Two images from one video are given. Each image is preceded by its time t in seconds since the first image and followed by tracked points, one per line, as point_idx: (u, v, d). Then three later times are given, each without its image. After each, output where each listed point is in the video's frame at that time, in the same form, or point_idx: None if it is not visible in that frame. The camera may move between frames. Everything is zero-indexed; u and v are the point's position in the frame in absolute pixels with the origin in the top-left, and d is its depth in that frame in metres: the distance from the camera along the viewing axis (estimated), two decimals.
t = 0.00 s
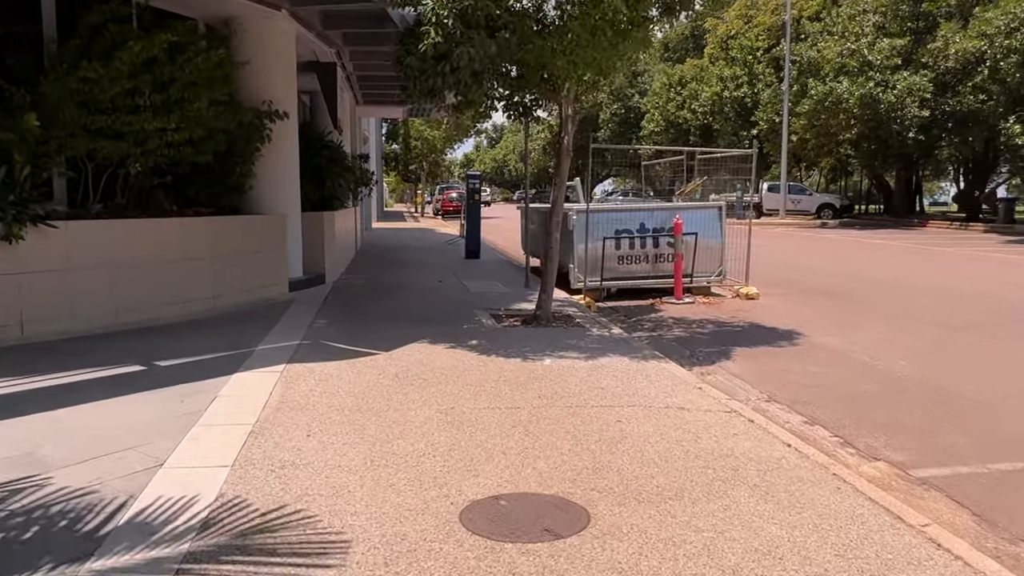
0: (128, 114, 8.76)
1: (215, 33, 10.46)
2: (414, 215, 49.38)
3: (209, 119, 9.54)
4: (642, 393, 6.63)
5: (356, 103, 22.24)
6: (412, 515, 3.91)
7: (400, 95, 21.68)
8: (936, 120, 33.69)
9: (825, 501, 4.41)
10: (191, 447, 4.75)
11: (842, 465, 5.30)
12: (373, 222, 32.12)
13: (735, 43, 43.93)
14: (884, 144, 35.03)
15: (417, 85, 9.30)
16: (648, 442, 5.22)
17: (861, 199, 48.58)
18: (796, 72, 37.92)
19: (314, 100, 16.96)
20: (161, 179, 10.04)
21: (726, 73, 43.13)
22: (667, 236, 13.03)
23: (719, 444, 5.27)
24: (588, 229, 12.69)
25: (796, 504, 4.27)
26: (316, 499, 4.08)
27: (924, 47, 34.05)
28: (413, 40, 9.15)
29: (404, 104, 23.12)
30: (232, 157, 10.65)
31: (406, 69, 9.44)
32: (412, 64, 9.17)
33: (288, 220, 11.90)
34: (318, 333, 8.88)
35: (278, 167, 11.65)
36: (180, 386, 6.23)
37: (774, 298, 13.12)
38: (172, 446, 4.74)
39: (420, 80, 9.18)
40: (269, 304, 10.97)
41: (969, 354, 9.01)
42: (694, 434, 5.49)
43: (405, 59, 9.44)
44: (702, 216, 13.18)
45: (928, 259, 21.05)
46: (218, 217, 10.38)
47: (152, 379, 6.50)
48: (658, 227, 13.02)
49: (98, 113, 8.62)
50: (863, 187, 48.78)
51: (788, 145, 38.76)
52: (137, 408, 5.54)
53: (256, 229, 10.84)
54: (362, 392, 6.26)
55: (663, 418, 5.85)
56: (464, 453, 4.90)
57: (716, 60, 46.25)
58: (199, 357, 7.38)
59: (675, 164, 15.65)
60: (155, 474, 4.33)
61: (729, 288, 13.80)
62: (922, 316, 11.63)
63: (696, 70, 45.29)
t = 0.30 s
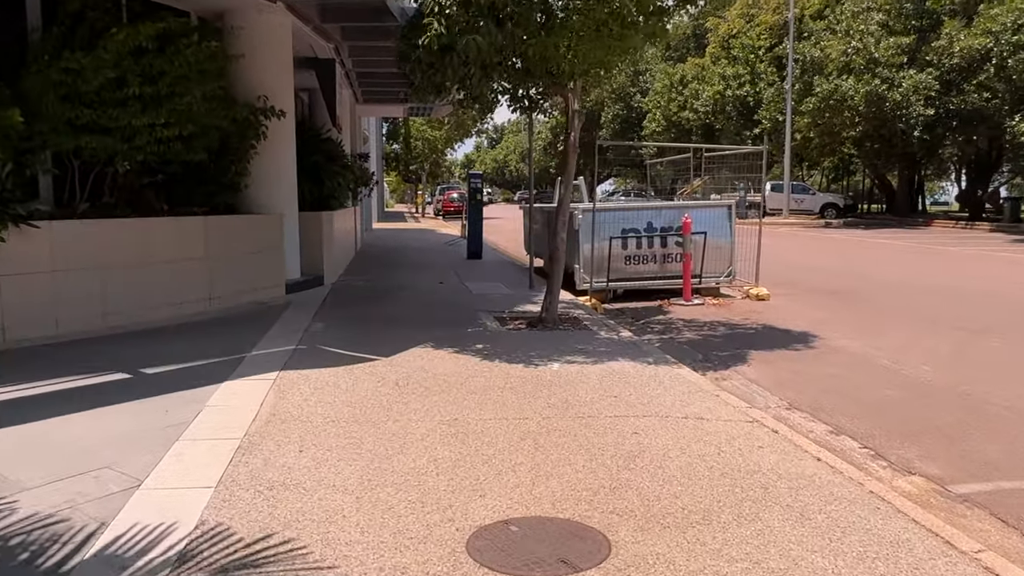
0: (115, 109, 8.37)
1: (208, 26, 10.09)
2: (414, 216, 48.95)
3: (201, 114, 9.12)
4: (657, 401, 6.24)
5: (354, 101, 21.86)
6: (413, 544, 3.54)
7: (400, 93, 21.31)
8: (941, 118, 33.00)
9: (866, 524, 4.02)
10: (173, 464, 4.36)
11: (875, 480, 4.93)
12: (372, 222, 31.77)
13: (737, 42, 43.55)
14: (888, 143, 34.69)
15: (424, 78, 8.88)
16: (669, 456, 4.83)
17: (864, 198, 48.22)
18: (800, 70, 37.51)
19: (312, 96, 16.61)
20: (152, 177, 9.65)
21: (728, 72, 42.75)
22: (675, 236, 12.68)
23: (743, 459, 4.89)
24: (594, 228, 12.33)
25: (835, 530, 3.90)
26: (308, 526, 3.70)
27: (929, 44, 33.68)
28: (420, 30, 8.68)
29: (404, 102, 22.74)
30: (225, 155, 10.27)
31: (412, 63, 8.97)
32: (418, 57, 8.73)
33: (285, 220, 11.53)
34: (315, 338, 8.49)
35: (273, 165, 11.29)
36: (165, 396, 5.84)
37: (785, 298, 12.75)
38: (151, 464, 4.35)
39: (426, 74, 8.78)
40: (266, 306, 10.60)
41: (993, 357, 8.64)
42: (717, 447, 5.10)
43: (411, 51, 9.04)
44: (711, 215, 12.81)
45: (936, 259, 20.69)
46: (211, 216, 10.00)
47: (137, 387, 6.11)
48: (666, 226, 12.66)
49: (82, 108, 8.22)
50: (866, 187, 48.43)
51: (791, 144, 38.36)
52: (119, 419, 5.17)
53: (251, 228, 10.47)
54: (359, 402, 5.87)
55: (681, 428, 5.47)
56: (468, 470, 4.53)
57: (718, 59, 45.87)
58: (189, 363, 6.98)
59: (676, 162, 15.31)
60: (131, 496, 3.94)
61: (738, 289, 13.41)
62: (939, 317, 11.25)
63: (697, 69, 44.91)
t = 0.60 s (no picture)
0: (100, 103, 8.04)
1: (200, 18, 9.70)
2: (415, 211, 48.56)
3: (191, 109, 8.78)
4: (673, 415, 5.84)
5: (354, 96, 21.47)
6: None
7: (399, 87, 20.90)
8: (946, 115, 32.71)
9: (909, 562, 3.65)
10: (147, 495, 3.99)
11: (912, 506, 4.55)
12: (372, 218, 31.38)
13: (741, 36, 43.09)
14: (894, 138, 34.26)
15: (426, 69, 8.46)
16: (689, 482, 4.44)
17: (868, 194, 47.75)
18: (805, 65, 37.06)
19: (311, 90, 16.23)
20: (140, 175, 9.30)
21: (732, 67, 42.30)
22: (683, 235, 12.36)
23: (769, 484, 4.52)
24: (600, 227, 11.98)
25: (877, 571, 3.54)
26: (294, 569, 3.33)
27: (936, 39, 33.23)
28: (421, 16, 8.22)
29: (404, 97, 22.34)
30: (217, 152, 9.91)
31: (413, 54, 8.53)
32: (419, 45, 8.27)
33: (281, 219, 11.16)
34: (310, 343, 8.12)
35: (268, 162, 10.91)
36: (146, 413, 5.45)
37: (797, 300, 12.36)
38: (124, 495, 3.98)
39: (429, 66, 8.37)
40: (260, 308, 10.24)
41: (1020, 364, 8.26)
42: (740, 471, 4.70)
43: (411, 40, 8.62)
44: (720, 214, 12.45)
45: (947, 257, 20.30)
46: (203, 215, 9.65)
47: (118, 400, 5.73)
48: (674, 225, 12.33)
49: (65, 103, 7.89)
50: (870, 183, 47.99)
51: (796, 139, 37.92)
52: (96, 438, 4.81)
53: (244, 228, 10.10)
54: (355, 418, 5.50)
55: (700, 448, 5.10)
56: (472, 499, 4.16)
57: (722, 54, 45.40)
58: (175, 373, 6.60)
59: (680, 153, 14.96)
60: (100, 532, 3.58)
61: (748, 290, 13.03)
62: (958, 319, 10.86)
63: (700, 64, 44.33)
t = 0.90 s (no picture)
0: (85, 96, 7.64)
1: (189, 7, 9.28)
2: (411, 210, 48.08)
3: (179, 103, 8.38)
4: (695, 426, 5.44)
5: (350, 92, 21.02)
6: None
7: (396, 83, 20.47)
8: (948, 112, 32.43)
9: None
10: (124, 523, 3.59)
11: (965, 529, 4.16)
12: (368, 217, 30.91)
13: (740, 33, 42.69)
14: (896, 136, 33.94)
15: (430, 57, 8.02)
16: (721, 505, 4.05)
17: (867, 192, 47.45)
18: (805, 62, 36.69)
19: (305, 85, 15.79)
20: (127, 172, 8.89)
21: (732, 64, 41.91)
22: (691, 233, 11.98)
23: (809, 506, 4.13)
24: (606, 225, 11.60)
25: None
26: None
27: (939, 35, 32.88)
28: None
29: (401, 93, 21.91)
30: (207, 147, 9.50)
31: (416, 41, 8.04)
32: (425, 31, 7.83)
33: (274, 217, 10.75)
34: (305, 348, 7.71)
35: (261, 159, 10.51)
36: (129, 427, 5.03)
37: (808, 300, 11.97)
38: (98, 523, 3.57)
39: (433, 54, 7.95)
40: (253, 311, 9.84)
41: None
42: (774, 490, 4.31)
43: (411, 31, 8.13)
44: (729, 212, 12.08)
45: (954, 256, 19.94)
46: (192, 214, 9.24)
47: (99, 412, 5.31)
48: (682, 223, 11.95)
49: (47, 95, 7.50)
50: (870, 182, 47.66)
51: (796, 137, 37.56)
52: (72, 456, 4.40)
53: (235, 227, 9.69)
54: (354, 431, 5.10)
55: (729, 464, 4.70)
56: (485, 526, 3.75)
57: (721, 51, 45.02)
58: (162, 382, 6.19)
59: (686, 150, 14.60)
60: (69, 569, 3.19)
61: (757, 290, 12.64)
62: (977, 320, 10.48)
63: (698, 61, 43.88)
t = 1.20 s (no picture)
0: (68, 87, 7.19)
1: None
2: (410, 203, 47.58)
3: (169, 94, 7.94)
4: (719, 446, 5.04)
5: (348, 83, 20.55)
6: None
7: (395, 75, 20.01)
8: (955, 104, 31.95)
9: None
10: (92, 570, 3.18)
11: None
12: (366, 210, 30.45)
13: (743, 25, 42.13)
14: (901, 130, 33.49)
15: (435, 47, 7.59)
16: (760, 545, 3.64)
17: (870, 187, 46.98)
18: (810, 54, 36.15)
19: (304, 78, 15.51)
20: (114, 167, 8.46)
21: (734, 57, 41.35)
22: (702, 232, 11.57)
23: (855, 544, 3.73)
24: (614, 223, 11.18)
25: None
26: None
27: (946, 27, 32.36)
28: None
29: (401, 84, 21.45)
30: (198, 141, 9.06)
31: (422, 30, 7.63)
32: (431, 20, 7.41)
33: (269, 214, 10.32)
34: (301, 353, 7.31)
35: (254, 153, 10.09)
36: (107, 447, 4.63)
37: (822, 301, 11.58)
38: (62, 570, 3.17)
39: (439, 45, 7.50)
40: (247, 311, 9.43)
41: None
42: (815, 526, 3.91)
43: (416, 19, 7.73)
44: (741, 209, 11.67)
45: (964, 252, 19.54)
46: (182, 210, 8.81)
47: (76, 429, 4.90)
48: (692, 221, 11.54)
49: (28, 86, 7.07)
50: (872, 175, 47.23)
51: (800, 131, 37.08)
52: (40, 483, 3.99)
53: (228, 224, 9.28)
54: (351, 453, 4.69)
55: (762, 493, 4.30)
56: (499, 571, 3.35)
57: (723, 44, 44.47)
58: (146, 393, 5.78)
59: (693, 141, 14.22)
60: None
61: (768, 290, 12.25)
62: (1000, 323, 10.09)
63: (701, 54, 43.33)
